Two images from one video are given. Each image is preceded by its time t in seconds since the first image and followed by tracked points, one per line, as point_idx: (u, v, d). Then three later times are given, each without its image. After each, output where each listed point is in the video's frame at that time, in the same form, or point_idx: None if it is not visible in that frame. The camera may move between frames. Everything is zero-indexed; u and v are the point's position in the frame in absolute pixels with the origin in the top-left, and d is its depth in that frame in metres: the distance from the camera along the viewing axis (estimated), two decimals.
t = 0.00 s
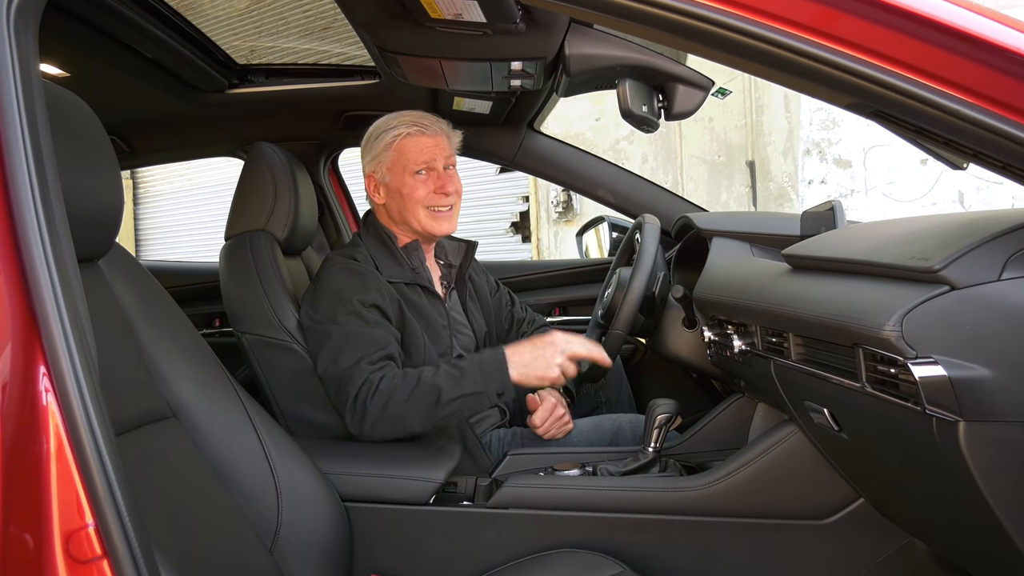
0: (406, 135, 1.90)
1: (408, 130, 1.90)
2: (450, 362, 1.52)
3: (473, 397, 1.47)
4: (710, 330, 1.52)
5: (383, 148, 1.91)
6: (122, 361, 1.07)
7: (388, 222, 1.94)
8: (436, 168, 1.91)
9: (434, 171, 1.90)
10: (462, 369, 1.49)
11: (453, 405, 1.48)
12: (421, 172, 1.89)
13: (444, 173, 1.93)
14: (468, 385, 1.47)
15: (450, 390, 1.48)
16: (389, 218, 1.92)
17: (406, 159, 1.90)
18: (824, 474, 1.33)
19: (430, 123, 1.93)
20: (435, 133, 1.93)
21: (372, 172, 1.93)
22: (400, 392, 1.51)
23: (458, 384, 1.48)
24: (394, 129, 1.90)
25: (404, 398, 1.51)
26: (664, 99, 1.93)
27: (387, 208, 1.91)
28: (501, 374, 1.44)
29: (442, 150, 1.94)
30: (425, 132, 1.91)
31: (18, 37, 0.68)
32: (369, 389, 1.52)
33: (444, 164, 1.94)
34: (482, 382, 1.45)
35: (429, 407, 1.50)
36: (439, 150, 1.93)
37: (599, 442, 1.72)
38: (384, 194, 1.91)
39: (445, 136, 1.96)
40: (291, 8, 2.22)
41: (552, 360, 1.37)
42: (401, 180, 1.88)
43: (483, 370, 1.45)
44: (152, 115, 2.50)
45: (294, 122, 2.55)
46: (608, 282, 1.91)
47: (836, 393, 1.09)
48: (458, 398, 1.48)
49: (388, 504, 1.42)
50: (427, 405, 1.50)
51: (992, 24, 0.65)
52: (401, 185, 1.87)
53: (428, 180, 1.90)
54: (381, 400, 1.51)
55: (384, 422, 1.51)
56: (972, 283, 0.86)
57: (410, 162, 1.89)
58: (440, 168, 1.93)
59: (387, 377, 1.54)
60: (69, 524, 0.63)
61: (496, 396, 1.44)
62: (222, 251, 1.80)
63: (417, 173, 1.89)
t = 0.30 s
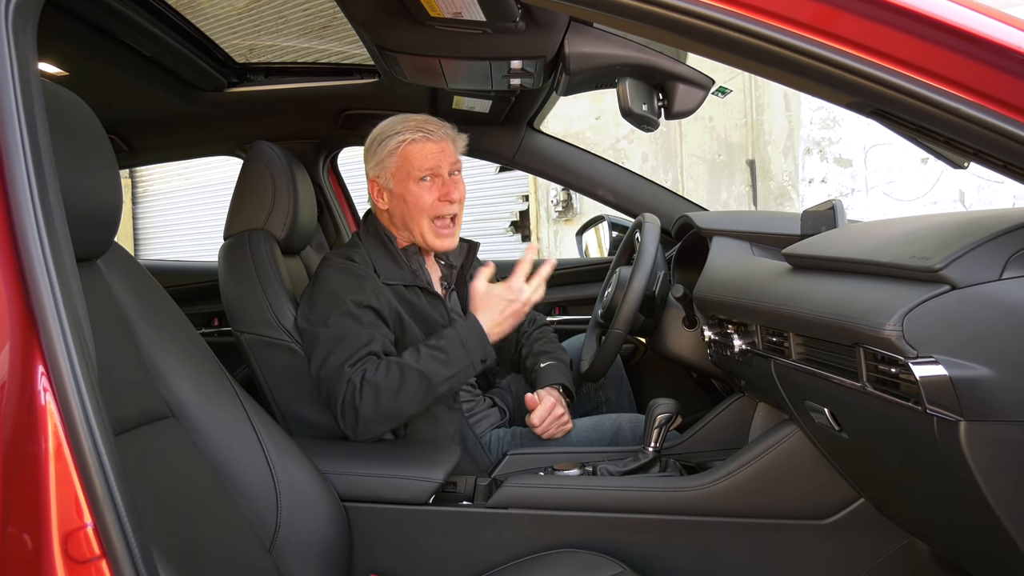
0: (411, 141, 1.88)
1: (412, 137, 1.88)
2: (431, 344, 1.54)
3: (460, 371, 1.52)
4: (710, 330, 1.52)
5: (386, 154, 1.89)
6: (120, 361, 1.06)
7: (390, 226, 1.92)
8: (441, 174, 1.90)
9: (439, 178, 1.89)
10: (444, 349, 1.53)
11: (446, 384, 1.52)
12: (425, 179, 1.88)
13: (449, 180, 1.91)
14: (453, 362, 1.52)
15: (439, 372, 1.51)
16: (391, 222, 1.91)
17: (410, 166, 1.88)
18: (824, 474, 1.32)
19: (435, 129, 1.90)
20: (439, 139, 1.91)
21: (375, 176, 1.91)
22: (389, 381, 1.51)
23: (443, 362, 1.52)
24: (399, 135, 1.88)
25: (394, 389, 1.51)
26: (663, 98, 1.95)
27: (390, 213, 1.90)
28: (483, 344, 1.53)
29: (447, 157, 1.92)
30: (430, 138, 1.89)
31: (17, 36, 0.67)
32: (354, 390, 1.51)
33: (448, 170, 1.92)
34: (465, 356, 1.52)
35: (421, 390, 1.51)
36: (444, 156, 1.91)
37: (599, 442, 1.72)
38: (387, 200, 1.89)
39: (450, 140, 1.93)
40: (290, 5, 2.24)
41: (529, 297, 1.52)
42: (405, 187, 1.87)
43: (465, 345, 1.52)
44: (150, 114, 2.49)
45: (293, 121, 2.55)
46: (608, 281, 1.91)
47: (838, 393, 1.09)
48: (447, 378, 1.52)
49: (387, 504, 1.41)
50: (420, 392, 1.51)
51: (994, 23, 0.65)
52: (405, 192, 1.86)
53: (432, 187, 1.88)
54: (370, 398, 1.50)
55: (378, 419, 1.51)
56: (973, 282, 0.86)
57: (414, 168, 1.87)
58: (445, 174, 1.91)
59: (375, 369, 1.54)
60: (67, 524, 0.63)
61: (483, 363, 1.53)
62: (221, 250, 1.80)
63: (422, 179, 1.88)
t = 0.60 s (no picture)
0: (399, 130, 1.90)
1: (401, 125, 1.90)
2: (460, 385, 1.50)
3: (481, 420, 1.49)
4: (710, 330, 1.51)
5: (377, 144, 1.91)
6: (119, 361, 1.06)
7: (384, 219, 1.93)
8: (430, 162, 1.90)
9: (429, 165, 1.89)
10: (472, 395, 1.49)
11: (464, 427, 1.49)
12: (415, 166, 1.88)
13: (439, 167, 1.91)
14: (477, 409, 1.49)
15: (460, 417, 1.49)
16: (385, 213, 1.91)
17: (400, 154, 1.89)
18: (823, 474, 1.32)
19: (424, 118, 1.92)
20: (428, 127, 1.92)
21: (368, 168, 1.94)
22: (405, 409, 1.49)
23: (468, 406, 1.49)
24: (388, 124, 1.90)
25: (412, 413, 1.49)
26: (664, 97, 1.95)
27: (383, 204, 1.91)
28: (510, 406, 1.49)
29: (437, 144, 1.92)
30: (419, 126, 1.91)
31: (15, 35, 0.67)
32: (369, 394, 1.51)
33: (439, 158, 1.92)
34: (489, 411, 1.49)
35: (439, 425, 1.49)
36: (433, 144, 1.91)
37: (599, 441, 1.72)
38: (379, 191, 1.90)
39: (440, 130, 1.94)
40: (288, 4, 2.24)
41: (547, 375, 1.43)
42: (395, 176, 1.88)
43: (493, 400, 1.49)
44: (149, 114, 2.49)
45: (292, 120, 2.55)
46: (608, 280, 1.91)
47: (838, 392, 1.09)
48: (466, 424, 1.49)
49: (386, 504, 1.41)
50: (437, 425, 1.49)
51: (995, 22, 0.64)
52: (395, 180, 1.87)
53: (422, 174, 1.89)
54: (387, 412, 1.49)
55: (389, 432, 1.50)
56: (974, 282, 0.85)
57: (403, 156, 1.89)
58: (434, 163, 1.91)
59: (392, 384, 1.52)
60: (66, 524, 0.62)
61: (503, 422, 1.49)
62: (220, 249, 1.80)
63: (412, 167, 1.89)
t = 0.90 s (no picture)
0: (393, 126, 1.91)
1: (396, 121, 1.91)
2: (457, 380, 1.50)
3: (479, 417, 1.49)
4: (710, 329, 1.51)
5: (372, 140, 1.92)
6: (117, 361, 1.05)
7: (379, 216, 1.93)
8: (425, 158, 1.91)
9: (422, 160, 1.90)
10: (468, 390, 1.49)
11: (462, 425, 1.49)
12: (409, 161, 1.89)
13: (433, 163, 1.91)
14: (475, 406, 1.48)
15: (457, 413, 1.48)
16: (381, 211, 1.91)
17: (394, 150, 1.90)
18: (823, 473, 1.32)
19: (419, 115, 1.93)
20: (423, 124, 1.93)
21: (364, 166, 1.94)
22: (403, 407, 1.49)
23: (466, 402, 1.48)
24: (382, 120, 1.91)
25: (411, 411, 1.49)
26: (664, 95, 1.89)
27: (378, 200, 1.91)
28: (508, 399, 1.49)
29: (431, 140, 1.93)
30: (414, 122, 1.92)
31: (13, 34, 0.67)
32: (367, 393, 1.50)
33: (433, 154, 1.93)
34: (488, 405, 1.48)
35: (437, 422, 1.49)
36: (428, 140, 1.92)
37: (599, 441, 1.72)
38: (374, 187, 1.91)
39: (434, 127, 1.95)
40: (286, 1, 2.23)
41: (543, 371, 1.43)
42: (389, 171, 1.88)
43: (490, 395, 1.48)
44: (148, 112, 2.49)
45: (291, 119, 2.54)
46: (608, 279, 1.91)
47: (839, 392, 1.08)
48: (465, 419, 1.49)
49: (386, 503, 1.41)
50: (436, 423, 1.49)
51: (995, 20, 0.64)
52: (389, 175, 1.87)
53: (416, 170, 1.89)
54: (386, 410, 1.49)
55: (388, 430, 1.50)
56: (975, 281, 0.85)
57: (398, 152, 1.90)
58: (429, 159, 1.92)
59: (390, 382, 1.52)
60: (64, 524, 0.62)
61: (501, 417, 1.49)
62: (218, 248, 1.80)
63: (406, 163, 1.89)
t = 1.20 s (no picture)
0: (401, 123, 1.91)
1: (404, 119, 1.91)
2: (455, 377, 1.50)
3: (478, 414, 1.49)
4: (710, 328, 1.51)
5: (379, 137, 1.92)
6: (116, 361, 1.05)
7: (381, 214, 1.92)
8: (430, 158, 1.91)
9: (428, 160, 1.90)
10: (467, 388, 1.48)
11: (460, 423, 1.48)
12: (414, 160, 1.89)
13: (438, 164, 1.91)
14: (473, 404, 1.48)
15: (456, 411, 1.48)
16: (382, 208, 1.91)
17: (400, 148, 1.89)
18: (823, 473, 1.32)
19: (426, 114, 1.93)
20: (430, 124, 1.93)
21: (369, 162, 1.94)
22: (401, 405, 1.49)
23: (465, 400, 1.48)
24: (389, 118, 1.91)
25: (410, 410, 1.48)
26: (664, 95, 1.84)
27: (380, 198, 1.90)
28: (507, 396, 1.48)
29: (436, 140, 1.93)
30: (421, 121, 1.91)
31: (12, 32, 0.66)
32: (366, 392, 1.50)
33: (438, 155, 1.93)
34: (487, 402, 1.48)
35: (436, 420, 1.48)
36: (434, 140, 1.92)
37: (598, 441, 1.72)
38: (378, 184, 1.90)
39: (440, 127, 1.95)
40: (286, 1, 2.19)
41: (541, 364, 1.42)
42: (394, 168, 1.88)
43: (489, 392, 1.48)
44: (147, 112, 2.48)
45: (290, 118, 2.54)
46: (608, 279, 1.91)
47: (839, 392, 1.08)
48: (463, 417, 1.48)
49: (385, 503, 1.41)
50: (435, 421, 1.49)
51: (996, 19, 0.64)
52: (394, 172, 1.87)
53: (421, 169, 1.89)
54: (385, 409, 1.49)
55: (387, 429, 1.49)
56: (976, 280, 0.85)
57: (403, 150, 1.89)
58: (433, 159, 1.92)
59: (389, 381, 1.51)
60: (63, 524, 0.62)
61: (500, 414, 1.48)
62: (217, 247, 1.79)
63: (411, 161, 1.89)
